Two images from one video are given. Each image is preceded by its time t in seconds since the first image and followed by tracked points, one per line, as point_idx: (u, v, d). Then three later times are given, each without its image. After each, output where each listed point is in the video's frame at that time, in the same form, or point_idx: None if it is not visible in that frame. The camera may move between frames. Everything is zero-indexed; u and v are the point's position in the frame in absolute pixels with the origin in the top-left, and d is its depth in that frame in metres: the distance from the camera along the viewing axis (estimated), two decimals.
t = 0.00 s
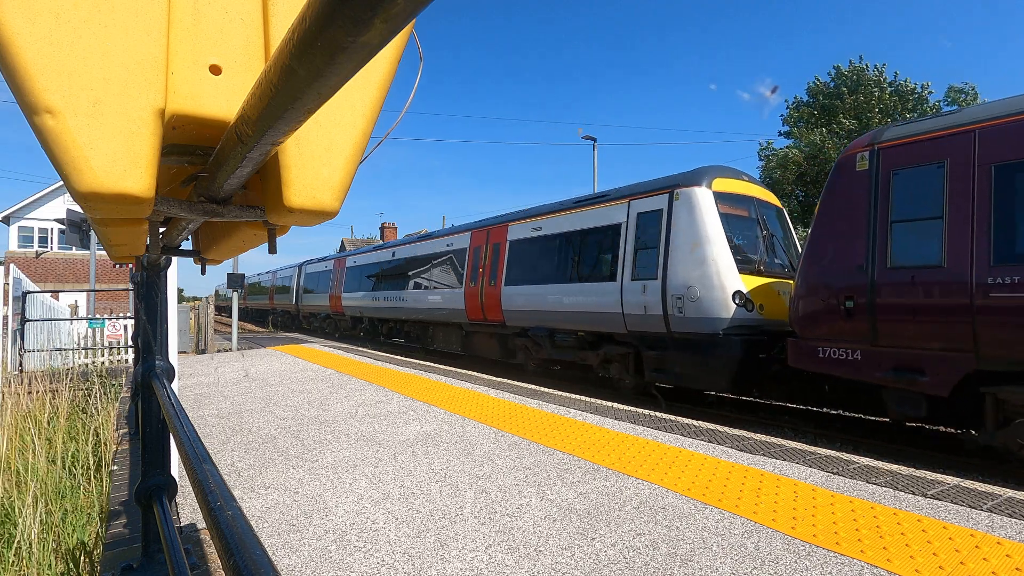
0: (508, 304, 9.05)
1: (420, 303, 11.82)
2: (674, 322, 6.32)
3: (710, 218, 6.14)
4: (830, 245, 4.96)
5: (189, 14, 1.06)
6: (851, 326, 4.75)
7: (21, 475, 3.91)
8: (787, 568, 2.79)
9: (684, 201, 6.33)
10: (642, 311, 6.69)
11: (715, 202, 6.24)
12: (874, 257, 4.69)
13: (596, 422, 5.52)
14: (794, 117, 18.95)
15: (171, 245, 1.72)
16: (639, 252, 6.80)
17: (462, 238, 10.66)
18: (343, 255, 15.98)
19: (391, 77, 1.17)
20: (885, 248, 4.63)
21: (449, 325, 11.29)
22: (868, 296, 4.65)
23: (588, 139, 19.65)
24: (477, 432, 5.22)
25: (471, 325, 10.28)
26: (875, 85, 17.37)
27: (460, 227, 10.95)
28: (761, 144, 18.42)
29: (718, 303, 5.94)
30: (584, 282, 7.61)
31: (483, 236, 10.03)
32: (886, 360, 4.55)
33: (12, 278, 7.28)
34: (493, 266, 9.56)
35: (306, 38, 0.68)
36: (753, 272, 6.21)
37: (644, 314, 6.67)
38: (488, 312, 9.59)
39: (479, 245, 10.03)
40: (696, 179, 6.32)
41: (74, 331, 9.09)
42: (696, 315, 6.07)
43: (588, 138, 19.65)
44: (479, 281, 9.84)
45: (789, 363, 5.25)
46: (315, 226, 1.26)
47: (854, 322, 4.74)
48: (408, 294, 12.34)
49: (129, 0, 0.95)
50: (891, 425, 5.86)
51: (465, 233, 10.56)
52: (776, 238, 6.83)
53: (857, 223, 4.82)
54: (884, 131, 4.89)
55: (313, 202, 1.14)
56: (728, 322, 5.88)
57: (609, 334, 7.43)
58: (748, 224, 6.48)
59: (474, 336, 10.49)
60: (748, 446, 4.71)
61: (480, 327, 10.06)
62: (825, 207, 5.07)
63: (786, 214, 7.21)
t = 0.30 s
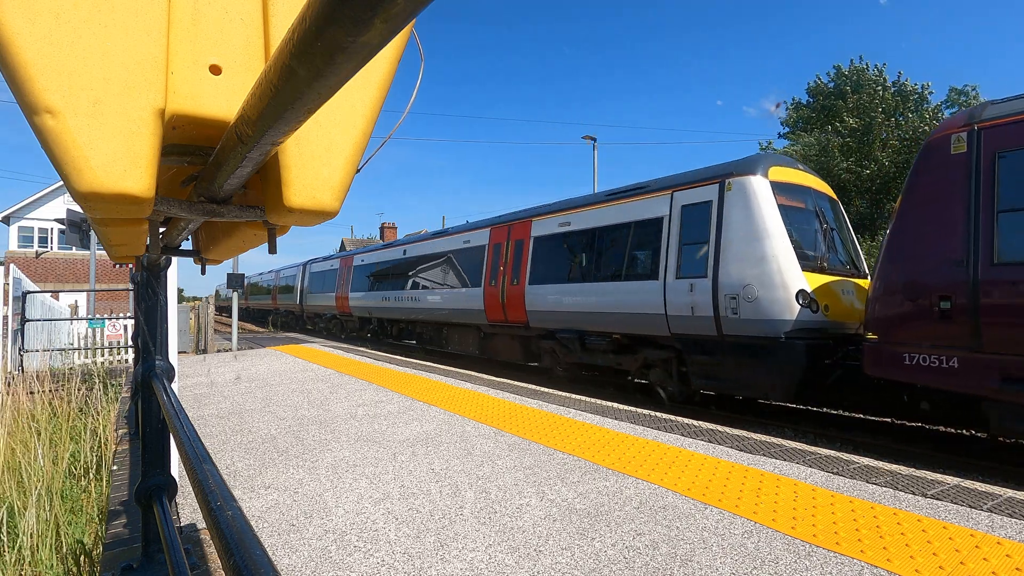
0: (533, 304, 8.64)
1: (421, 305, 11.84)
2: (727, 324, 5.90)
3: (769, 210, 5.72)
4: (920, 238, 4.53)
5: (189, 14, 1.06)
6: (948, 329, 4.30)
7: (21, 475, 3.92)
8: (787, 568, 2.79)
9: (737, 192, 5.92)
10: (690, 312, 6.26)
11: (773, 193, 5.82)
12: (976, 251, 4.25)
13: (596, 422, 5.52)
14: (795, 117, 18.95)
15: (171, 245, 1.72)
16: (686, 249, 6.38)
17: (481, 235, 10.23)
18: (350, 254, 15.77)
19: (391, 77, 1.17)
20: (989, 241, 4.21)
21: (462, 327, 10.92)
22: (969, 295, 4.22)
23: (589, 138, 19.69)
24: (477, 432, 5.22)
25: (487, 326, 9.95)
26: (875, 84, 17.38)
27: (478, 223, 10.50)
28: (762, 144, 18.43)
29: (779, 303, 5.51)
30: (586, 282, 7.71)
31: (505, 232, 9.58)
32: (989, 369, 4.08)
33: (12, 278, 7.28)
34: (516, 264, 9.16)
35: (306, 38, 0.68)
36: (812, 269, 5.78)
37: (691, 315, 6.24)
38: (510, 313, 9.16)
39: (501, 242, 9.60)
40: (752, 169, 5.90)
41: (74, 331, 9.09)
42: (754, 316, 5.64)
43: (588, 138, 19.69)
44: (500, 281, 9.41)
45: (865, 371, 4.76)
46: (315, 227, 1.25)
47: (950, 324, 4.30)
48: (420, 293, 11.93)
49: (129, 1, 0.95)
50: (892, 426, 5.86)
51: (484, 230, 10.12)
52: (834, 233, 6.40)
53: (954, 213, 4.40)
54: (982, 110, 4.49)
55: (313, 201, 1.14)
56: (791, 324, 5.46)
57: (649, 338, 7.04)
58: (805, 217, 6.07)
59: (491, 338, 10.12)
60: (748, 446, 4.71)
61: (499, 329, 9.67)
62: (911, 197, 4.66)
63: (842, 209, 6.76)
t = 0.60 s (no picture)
0: (558, 304, 8.16)
1: (422, 305, 11.83)
2: (787, 326, 5.40)
3: (837, 201, 5.22)
4: None
5: (189, 14, 1.06)
6: None
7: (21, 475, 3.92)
8: (787, 568, 2.79)
9: (799, 181, 5.42)
10: (744, 313, 5.73)
11: (839, 182, 5.33)
12: None
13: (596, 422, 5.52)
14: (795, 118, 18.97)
15: (171, 245, 1.72)
16: (737, 244, 5.88)
17: (501, 231, 9.73)
18: (356, 253, 15.41)
19: (391, 78, 1.17)
20: None
21: (479, 327, 10.47)
22: None
23: (590, 137, 19.73)
24: (477, 432, 5.22)
25: (505, 327, 9.52)
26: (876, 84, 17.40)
27: (498, 218, 9.97)
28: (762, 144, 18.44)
29: (852, 304, 5.02)
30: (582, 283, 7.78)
31: (528, 227, 9.05)
32: None
33: (12, 278, 7.28)
34: (540, 262, 8.65)
35: (305, 38, 0.68)
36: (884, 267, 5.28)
37: (746, 317, 5.72)
38: (534, 313, 8.67)
39: (523, 239, 9.08)
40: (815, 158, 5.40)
41: (74, 331, 9.09)
42: (823, 317, 5.14)
43: (589, 137, 19.73)
44: (523, 279, 8.91)
45: (958, 379, 4.52)
46: (315, 227, 1.25)
47: None
48: (432, 293, 11.46)
49: (129, 1, 0.95)
50: (892, 426, 5.86)
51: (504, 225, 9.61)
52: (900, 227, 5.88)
53: None
54: None
55: (313, 201, 1.14)
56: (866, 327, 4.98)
57: (693, 341, 6.52)
58: (872, 208, 5.54)
59: (512, 340, 9.67)
60: (748, 446, 4.71)
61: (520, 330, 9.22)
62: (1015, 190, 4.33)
63: (904, 199, 6.24)
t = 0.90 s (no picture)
0: (586, 304, 7.69)
1: (422, 305, 11.76)
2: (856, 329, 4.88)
3: (914, 188, 4.71)
4: None
5: (189, 14, 1.06)
6: None
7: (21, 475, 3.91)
8: (786, 568, 2.79)
9: (870, 167, 4.91)
10: (805, 314, 5.22)
11: (916, 167, 4.81)
12: None
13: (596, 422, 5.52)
14: (795, 118, 19.00)
15: (171, 245, 1.72)
16: (796, 238, 5.37)
17: (522, 227, 9.27)
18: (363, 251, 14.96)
19: (391, 78, 1.17)
20: None
21: (497, 328, 9.96)
22: None
23: (590, 138, 19.81)
24: (477, 432, 5.22)
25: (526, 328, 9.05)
26: (875, 85, 17.43)
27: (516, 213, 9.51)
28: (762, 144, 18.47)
29: (936, 304, 4.50)
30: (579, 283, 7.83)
31: (553, 223, 8.56)
32: None
33: (12, 278, 7.28)
34: (566, 259, 8.19)
35: (305, 38, 0.68)
36: (971, 263, 4.76)
37: (807, 318, 5.21)
38: (561, 314, 8.19)
39: (546, 236, 8.60)
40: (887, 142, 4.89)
41: (74, 331, 9.09)
42: (901, 318, 4.62)
43: (589, 137, 19.80)
44: (549, 278, 8.42)
45: None
46: (315, 227, 1.26)
47: None
48: (447, 293, 11.00)
49: (128, 1, 0.95)
50: (892, 426, 5.86)
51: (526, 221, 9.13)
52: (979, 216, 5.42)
53: None
54: None
55: (313, 202, 1.14)
56: (954, 330, 4.46)
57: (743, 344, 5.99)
58: (951, 198, 5.00)
59: (534, 342, 9.17)
60: (748, 446, 4.71)
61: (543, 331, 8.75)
62: None
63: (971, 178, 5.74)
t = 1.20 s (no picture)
0: (615, 304, 7.23)
1: (424, 306, 11.61)
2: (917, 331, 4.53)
3: (1005, 176, 4.26)
4: None
5: (189, 14, 1.06)
6: None
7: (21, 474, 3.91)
8: (787, 568, 2.79)
9: (952, 153, 4.46)
10: (876, 315, 4.78)
11: (1006, 154, 4.36)
12: None
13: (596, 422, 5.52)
14: (794, 118, 19.01)
15: (171, 245, 1.72)
16: (864, 232, 4.93)
17: (545, 223, 8.81)
18: (371, 249, 14.53)
19: (391, 78, 1.17)
20: None
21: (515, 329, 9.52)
22: None
23: (589, 138, 19.86)
24: (477, 432, 5.22)
25: (548, 330, 8.64)
26: (874, 85, 17.45)
27: (538, 209, 9.08)
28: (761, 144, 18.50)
29: None
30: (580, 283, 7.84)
31: (578, 219, 8.09)
32: None
33: (12, 278, 7.28)
34: (593, 256, 7.72)
35: (305, 38, 0.68)
36: None
37: (879, 319, 4.75)
38: (587, 315, 7.71)
39: (573, 232, 8.13)
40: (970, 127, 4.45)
41: (73, 331, 9.09)
42: (993, 320, 4.15)
43: (588, 137, 19.85)
44: (574, 277, 7.96)
45: None
46: (315, 227, 1.25)
47: None
48: (460, 292, 10.59)
49: (128, 2, 0.95)
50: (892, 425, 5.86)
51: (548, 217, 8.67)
52: None
53: None
54: None
55: (312, 202, 1.14)
56: None
57: (799, 349, 5.56)
58: None
59: (556, 344, 8.72)
60: (748, 446, 4.71)
61: (567, 333, 8.29)
62: None
63: None
